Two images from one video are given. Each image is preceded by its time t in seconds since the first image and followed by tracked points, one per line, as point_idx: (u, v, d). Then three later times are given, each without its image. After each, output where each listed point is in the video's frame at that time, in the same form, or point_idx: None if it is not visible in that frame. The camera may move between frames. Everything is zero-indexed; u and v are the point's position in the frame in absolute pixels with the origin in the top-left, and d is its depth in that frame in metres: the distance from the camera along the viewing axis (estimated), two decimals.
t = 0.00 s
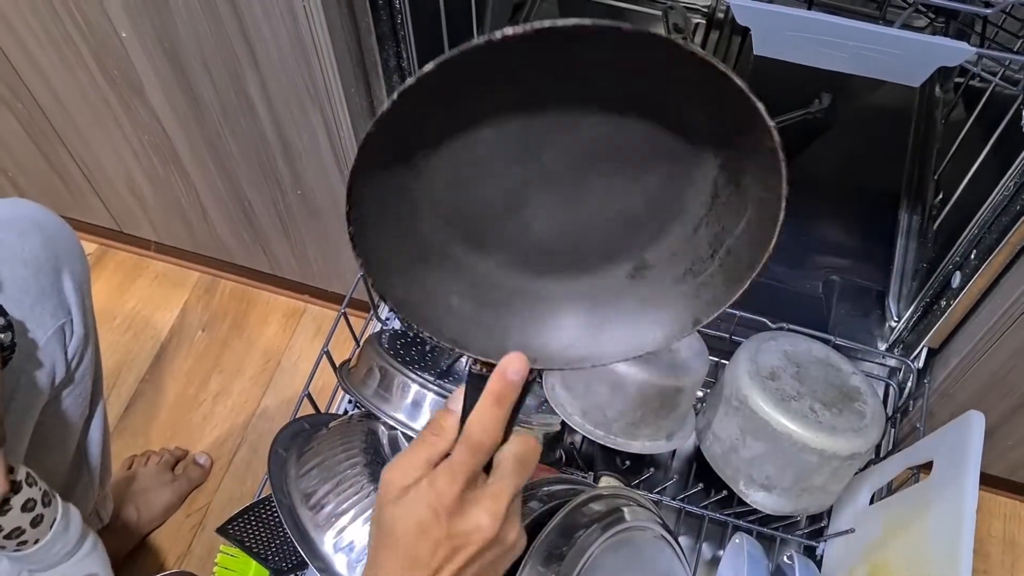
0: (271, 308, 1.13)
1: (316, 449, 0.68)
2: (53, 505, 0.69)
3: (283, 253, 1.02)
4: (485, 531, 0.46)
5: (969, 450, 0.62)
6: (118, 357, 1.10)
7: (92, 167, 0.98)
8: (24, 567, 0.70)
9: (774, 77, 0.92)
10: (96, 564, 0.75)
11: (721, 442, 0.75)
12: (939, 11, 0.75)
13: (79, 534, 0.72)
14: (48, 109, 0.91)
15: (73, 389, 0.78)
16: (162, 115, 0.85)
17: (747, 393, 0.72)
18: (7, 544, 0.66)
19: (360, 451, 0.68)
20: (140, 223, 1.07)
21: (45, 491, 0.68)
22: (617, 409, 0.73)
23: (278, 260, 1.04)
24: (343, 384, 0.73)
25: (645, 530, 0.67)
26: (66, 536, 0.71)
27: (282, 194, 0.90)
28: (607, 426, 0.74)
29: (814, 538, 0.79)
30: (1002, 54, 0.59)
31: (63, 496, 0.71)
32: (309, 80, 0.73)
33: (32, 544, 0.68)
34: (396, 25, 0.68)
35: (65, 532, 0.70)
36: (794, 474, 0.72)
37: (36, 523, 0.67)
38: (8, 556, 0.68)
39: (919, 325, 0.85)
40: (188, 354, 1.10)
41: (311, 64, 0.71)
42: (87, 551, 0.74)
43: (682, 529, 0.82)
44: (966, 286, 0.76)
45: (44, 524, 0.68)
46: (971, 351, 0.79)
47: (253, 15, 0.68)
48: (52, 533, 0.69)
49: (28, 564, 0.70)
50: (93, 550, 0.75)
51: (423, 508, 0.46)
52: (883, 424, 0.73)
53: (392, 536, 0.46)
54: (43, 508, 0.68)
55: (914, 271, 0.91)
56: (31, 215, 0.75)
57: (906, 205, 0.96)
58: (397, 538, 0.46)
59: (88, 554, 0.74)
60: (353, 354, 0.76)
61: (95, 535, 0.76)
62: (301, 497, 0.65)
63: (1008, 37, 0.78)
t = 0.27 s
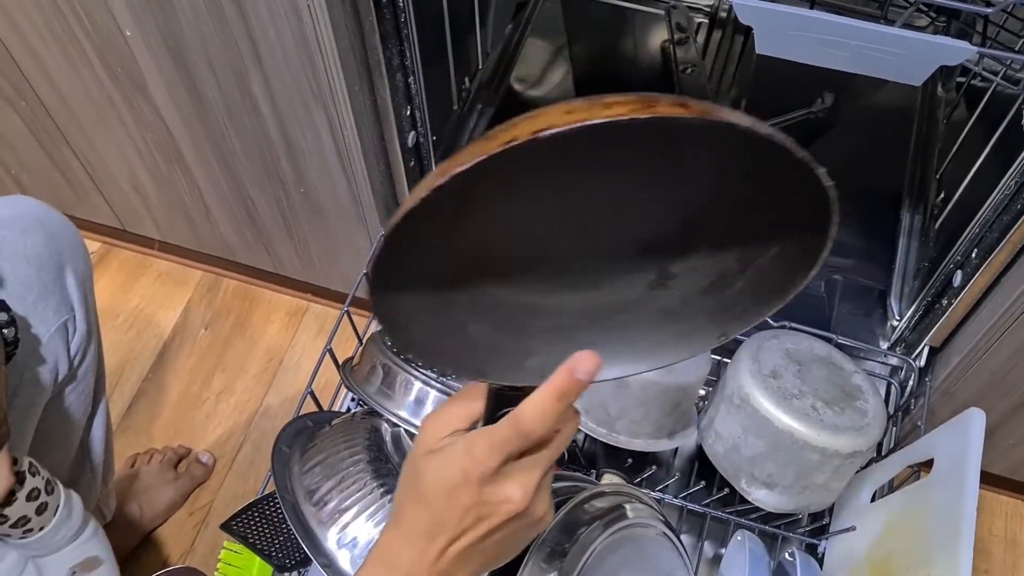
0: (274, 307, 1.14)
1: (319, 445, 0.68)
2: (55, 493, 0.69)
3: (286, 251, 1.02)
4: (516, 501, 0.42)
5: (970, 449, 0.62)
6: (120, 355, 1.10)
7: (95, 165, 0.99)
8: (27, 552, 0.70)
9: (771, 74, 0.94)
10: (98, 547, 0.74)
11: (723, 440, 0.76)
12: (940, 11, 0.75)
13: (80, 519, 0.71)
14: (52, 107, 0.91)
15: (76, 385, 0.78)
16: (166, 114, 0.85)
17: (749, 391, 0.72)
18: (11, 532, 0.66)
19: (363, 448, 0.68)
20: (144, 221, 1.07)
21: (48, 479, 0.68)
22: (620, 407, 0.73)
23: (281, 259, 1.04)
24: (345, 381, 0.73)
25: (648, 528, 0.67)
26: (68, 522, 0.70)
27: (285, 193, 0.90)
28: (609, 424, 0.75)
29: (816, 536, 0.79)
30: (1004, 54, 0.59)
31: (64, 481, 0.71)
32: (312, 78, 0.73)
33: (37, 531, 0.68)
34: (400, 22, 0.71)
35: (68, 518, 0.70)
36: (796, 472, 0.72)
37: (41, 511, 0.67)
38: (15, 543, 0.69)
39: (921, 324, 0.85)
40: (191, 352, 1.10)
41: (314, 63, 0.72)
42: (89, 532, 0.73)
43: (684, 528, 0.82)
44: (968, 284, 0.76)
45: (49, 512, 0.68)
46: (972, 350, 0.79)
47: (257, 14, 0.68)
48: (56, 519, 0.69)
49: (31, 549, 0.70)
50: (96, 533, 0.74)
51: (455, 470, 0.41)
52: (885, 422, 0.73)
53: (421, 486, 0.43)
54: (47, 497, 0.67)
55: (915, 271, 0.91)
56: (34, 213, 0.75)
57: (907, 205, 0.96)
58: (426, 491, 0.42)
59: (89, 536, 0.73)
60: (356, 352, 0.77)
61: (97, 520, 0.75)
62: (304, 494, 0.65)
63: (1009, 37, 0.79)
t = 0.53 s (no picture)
0: (277, 307, 1.14)
1: (321, 443, 0.69)
2: (55, 465, 0.72)
3: (289, 251, 1.03)
4: (543, 496, 0.44)
5: (967, 448, 0.62)
6: (124, 355, 1.11)
7: (100, 166, 0.99)
8: (34, 518, 0.74)
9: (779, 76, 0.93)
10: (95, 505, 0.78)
11: (722, 440, 0.76)
12: (938, 14, 0.76)
13: (80, 484, 0.75)
14: (57, 108, 0.92)
15: (81, 383, 0.78)
16: (171, 115, 0.86)
17: (748, 391, 0.72)
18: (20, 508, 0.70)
19: (365, 445, 0.69)
20: (148, 222, 1.08)
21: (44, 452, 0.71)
22: (620, 407, 0.74)
23: (284, 259, 1.05)
24: (347, 380, 0.73)
25: (649, 526, 0.68)
26: (69, 489, 0.74)
27: (289, 193, 0.91)
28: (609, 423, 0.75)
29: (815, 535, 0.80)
30: (1001, 54, 0.60)
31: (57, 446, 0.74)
32: (316, 80, 0.74)
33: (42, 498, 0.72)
34: (403, 25, 0.72)
35: (67, 482, 0.73)
36: (794, 472, 0.73)
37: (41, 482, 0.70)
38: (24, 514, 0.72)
39: (920, 325, 0.86)
40: (194, 352, 1.11)
41: (318, 65, 0.72)
42: (89, 495, 0.77)
43: (684, 527, 0.82)
44: (966, 284, 0.77)
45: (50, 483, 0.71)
46: (971, 349, 0.80)
47: (261, 16, 0.69)
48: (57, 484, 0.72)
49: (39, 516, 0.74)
50: (94, 494, 0.78)
51: (489, 460, 0.44)
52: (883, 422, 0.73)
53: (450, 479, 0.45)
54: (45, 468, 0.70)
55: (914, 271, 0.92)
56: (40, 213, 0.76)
57: (906, 207, 0.97)
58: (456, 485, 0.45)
59: (89, 499, 0.77)
60: (358, 351, 0.77)
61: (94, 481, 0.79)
62: (307, 491, 0.66)
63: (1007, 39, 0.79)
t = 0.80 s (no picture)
0: (279, 306, 1.15)
1: (322, 440, 0.69)
2: (57, 454, 0.72)
3: (291, 250, 1.03)
4: (543, 492, 0.44)
5: (966, 445, 0.62)
6: (127, 354, 1.11)
7: (103, 165, 1.00)
8: (37, 505, 0.75)
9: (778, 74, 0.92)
10: (97, 494, 0.78)
11: (722, 438, 0.76)
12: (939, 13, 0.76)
13: (82, 473, 0.75)
14: (61, 107, 0.92)
15: (83, 380, 0.79)
16: (174, 115, 0.86)
17: (748, 388, 0.73)
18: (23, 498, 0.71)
19: (366, 442, 0.70)
20: (151, 221, 1.08)
21: (49, 442, 0.72)
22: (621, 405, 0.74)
23: (286, 258, 1.05)
24: (349, 378, 0.74)
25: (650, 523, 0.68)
26: (70, 477, 0.74)
27: (291, 192, 0.91)
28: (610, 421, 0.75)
29: (816, 534, 0.80)
30: (1001, 54, 0.60)
31: (61, 437, 0.75)
32: (318, 79, 0.74)
33: (45, 488, 0.72)
34: (404, 25, 0.72)
35: (70, 473, 0.74)
36: (795, 469, 0.73)
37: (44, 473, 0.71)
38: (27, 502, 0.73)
39: (920, 323, 0.86)
40: (197, 351, 1.11)
41: (320, 65, 0.73)
42: (91, 483, 0.77)
43: (685, 525, 0.82)
44: (966, 282, 0.77)
45: (53, 474, 0.72)
46: (970, 348, 0.80)
47: (264, 16, 0.69)
48: (60, 474, 0.73)
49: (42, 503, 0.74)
50: (96, 483, 0.78)
51: (491, 460, 0.44)
52: (883, 420, 0.73)
53: (450, 481, 0.45)
54: (49, 459, 0.71)
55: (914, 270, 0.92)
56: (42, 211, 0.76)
57: (907, 207, 0.96)
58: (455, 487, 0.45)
59: (91, 487, 0.77)
60: (360, 349, 0.77)
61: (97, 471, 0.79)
62: (308, 488, 0.66)
63: (1007, 39, 0.79)
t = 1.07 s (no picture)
0: (282, 305, 1.15)
1: (325, 436, 0.69)
2: (62, 454, 0.73)
3: (294, 249, 1.03)
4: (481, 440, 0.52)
5: (967, 441, 0.62)
6: (131, 353, 1.12)
7: (108, 165, 1.00)
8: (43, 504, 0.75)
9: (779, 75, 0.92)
10: (102, 496, 0.78)
11: (723, 436, 0.76)
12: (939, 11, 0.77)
13: (87, 474, 0.75)
14: (65, 107, 0.93)
15: (87, 378, 0.79)
16: (178, 115, 0.87)
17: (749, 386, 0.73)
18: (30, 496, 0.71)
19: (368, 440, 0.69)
20: (155, 220, 1.09)
21: (55, 441, 0.72)
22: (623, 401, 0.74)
23: (289, 257, 1.06)
24: (351, 375, 0.74)
25: (649, 519, 0.68)
26: (76, 477, 0.74)
27: (294, 191, 0.92)
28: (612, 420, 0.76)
29: (818, 531, 0.80)
30: (1002, 52, 0.60)
31: (67, 438, 0.75)
32: (320, 78, 0.74)
33: (52, 485, 0.73)
34: (406, 23, 0.73)
35: (76, 472, 0.74)
36: (795, 466, 0.73)
37: (50, 471, 0.71)
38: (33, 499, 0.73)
39: (921, 321, 0.86)
40: (201, 349, 1.11)
41: (322, 63, 0.73)
42: (96, 484, 0.77)
43: (686, 522, 0.82)
44: (967, 279, 0.77)
45: (60, 474, 0.72)
46: (972, 345, 0.80)
47: (266, 15, 0.70)
48: (66, 475, 0.73)
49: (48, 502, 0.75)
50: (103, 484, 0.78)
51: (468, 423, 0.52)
52: (884, 418, 0.74)
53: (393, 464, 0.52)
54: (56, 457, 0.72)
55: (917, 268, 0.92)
56: (47, 209, 0.77)
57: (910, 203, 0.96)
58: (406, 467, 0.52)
59: (96, 487, 0.77)
60: (362, 346, 0.78)
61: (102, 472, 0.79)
62: (311, 484, 0.67)
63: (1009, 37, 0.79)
